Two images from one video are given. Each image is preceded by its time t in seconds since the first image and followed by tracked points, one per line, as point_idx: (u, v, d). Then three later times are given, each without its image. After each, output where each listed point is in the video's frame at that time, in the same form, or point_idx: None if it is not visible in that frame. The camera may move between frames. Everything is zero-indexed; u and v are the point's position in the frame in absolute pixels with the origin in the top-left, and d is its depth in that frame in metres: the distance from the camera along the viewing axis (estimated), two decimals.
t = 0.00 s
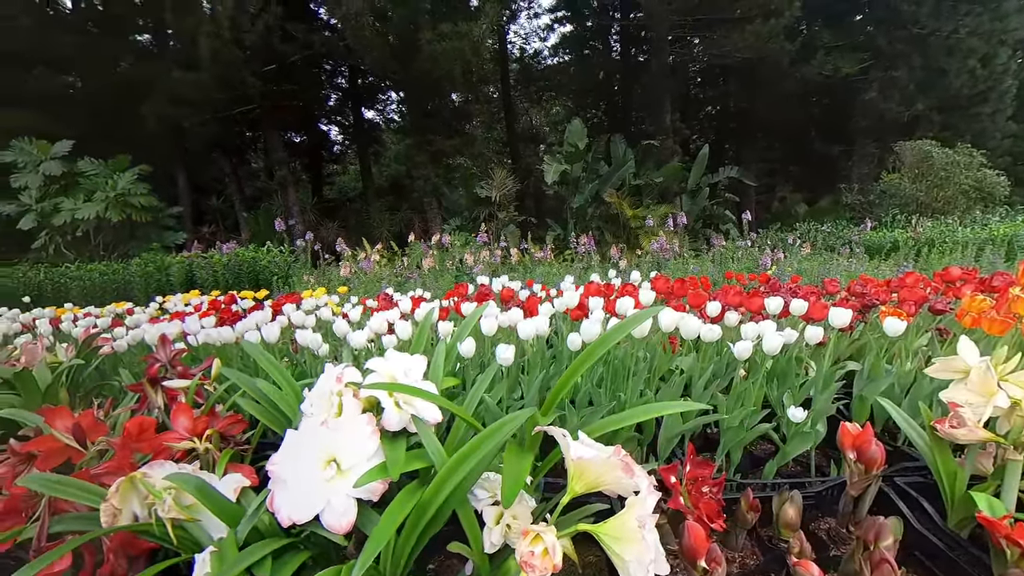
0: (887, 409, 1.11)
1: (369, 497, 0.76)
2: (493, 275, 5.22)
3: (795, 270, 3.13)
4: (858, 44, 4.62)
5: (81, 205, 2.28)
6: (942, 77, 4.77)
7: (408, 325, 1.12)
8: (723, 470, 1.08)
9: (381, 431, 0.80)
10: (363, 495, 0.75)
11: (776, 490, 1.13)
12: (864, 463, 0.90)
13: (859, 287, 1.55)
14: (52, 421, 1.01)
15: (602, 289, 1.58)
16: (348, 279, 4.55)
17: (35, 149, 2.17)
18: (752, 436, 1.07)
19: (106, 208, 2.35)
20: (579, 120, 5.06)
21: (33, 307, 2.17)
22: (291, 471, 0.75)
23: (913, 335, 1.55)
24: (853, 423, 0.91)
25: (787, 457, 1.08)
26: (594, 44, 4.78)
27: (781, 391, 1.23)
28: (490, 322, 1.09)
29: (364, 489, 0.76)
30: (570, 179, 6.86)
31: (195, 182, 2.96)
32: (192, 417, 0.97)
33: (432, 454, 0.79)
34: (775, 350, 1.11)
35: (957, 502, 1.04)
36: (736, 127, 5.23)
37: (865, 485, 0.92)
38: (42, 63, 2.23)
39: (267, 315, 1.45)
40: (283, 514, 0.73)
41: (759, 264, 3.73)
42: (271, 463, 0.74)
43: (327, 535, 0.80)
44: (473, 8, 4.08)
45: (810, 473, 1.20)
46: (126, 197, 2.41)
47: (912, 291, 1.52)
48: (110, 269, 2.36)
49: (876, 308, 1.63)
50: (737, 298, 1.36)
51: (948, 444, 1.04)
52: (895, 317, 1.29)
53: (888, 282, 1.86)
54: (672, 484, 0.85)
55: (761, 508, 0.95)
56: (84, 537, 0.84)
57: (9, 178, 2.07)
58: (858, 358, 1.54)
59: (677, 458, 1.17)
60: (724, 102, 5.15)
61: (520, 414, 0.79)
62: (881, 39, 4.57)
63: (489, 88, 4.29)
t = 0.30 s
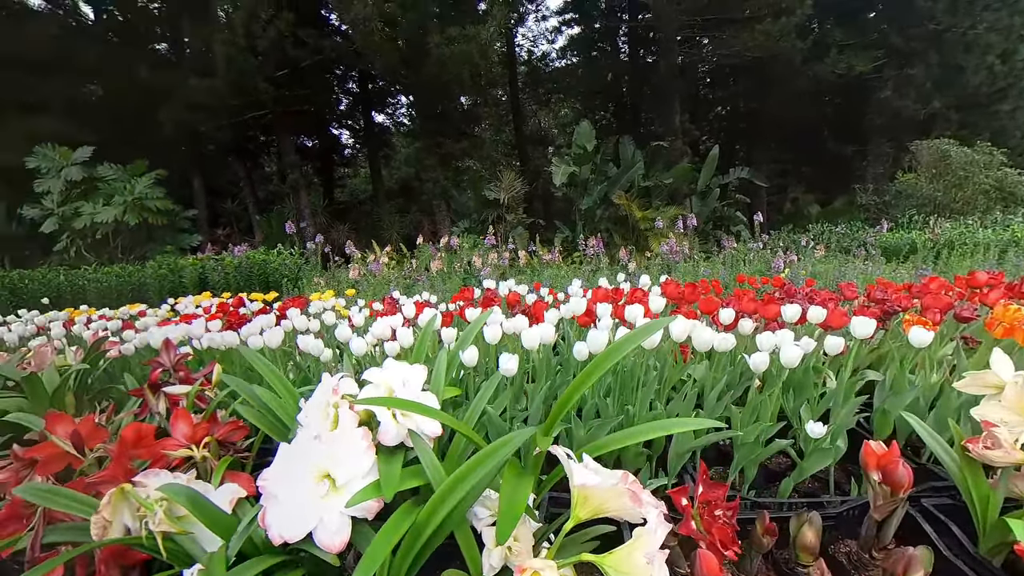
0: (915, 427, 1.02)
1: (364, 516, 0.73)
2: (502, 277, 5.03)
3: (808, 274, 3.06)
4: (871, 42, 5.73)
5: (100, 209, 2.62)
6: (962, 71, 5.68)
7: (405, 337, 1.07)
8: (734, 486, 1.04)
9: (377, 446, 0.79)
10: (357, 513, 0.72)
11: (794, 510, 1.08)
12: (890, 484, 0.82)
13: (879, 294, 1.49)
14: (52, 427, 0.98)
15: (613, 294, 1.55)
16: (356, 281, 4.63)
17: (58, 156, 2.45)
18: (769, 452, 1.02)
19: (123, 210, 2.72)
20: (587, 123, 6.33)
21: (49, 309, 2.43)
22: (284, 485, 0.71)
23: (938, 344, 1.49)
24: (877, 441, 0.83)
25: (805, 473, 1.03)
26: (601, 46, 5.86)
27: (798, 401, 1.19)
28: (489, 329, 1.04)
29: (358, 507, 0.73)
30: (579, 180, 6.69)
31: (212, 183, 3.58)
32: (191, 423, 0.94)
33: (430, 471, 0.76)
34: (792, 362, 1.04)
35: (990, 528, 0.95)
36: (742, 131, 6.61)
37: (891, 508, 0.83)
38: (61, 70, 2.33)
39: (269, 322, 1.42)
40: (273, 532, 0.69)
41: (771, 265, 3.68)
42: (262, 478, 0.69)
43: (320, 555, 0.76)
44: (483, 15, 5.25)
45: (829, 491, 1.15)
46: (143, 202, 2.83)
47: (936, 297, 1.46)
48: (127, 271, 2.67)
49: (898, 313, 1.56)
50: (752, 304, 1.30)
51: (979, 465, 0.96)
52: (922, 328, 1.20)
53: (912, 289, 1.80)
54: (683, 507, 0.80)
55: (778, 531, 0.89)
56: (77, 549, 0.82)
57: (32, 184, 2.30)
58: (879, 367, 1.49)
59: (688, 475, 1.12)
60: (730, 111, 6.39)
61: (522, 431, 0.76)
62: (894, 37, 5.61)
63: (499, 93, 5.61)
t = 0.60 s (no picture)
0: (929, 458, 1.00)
1: (375, 554, 0.74)
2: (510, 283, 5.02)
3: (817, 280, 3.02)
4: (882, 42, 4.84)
5: (116, 214, 2.35)
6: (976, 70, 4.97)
7: (409, 361, 1.05)
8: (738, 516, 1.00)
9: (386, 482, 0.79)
10: (368, 551, 0.73)
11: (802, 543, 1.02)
12: (901, 525, 0.83)
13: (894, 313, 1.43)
14: (69, 451, 1.00)
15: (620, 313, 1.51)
16: (366, 287, 4.67)
17: (75, 162, 2.23)
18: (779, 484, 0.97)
19: (139, 217, 2.46)
20: (593, 126, 6.30)
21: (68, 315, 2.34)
22: (296, 524, 0.74)
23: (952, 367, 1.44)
24: (889, 479, 0.84)
25: (812, 504, 1.00)
26: (608, 48, 5.60)
27: (806, 425, 1.12)
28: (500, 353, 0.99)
29: (370, 545, 0.74)
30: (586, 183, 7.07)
31: (225, 185, 3.09)
32: (204, 446, 0.95)
33: (437, 510, 0.75)
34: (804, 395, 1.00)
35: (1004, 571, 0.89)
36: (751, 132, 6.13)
37: (901, 549, 0.83)
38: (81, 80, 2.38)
39: (273, 340, 1.40)
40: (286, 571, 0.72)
41: (780, 272, 3.65)
42: (276, 516, 0.73)
43: None
44: (487, 18, 4.16)
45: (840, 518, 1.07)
46: (157, 207, 2.55)
47: (953, 320, 1.42)
48: (138, 279, 2.53)
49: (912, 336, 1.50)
50: (763, 327, 1.25)
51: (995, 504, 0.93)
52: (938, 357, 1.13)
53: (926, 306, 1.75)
54: (691, 547, 0.79)
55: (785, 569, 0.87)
56: None
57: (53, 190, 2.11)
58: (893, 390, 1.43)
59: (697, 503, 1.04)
60: (739, 110, 5.94)
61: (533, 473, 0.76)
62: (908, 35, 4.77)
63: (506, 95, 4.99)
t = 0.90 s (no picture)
0: (931, 491, 1.04)
1: None
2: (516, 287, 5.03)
3: (822, 286, 2.98)
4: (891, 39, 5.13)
5: (132, 218, 2.74)
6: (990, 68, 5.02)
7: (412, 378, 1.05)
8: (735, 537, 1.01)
9: (387, 509, 0.82)
10: None
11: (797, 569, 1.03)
12: (896, 559, 0.85)
13: (900, 333, 1.37)
14: (85, 470, 1.04)
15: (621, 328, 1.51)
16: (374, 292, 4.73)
17: (94, 168, 2.63)
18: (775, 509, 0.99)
19: (153, 221, 2.82)
20: (599, 128, 5.42)
21: (86, 319, 2.67)
22: (306, 552, 0.80)
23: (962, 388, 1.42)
24: (886, 513, 0.88)
25: (811, 529, 1.01)
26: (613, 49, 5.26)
27: (808, 446, 1.12)
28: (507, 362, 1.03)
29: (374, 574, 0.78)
30: (592, 185, 6.30)
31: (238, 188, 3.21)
32: (217, 464, 0.97)
33: (436, 538, 0.77)
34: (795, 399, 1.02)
35: None
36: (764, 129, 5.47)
37: None
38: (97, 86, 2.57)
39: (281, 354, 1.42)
40: None
41: (788, 277, 3.62)
42: (285, 545, 0.79)
43: None
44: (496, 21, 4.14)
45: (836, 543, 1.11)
46: (172, 212, 2.92)
47: (962, 343, 1.36)
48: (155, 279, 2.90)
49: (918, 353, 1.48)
50: (766, 348, 1.19)
51: (992, 538, 0.98)
52: (942, 387, 1.11)
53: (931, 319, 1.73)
54: None
55: None
56: None
57: (72, 197, 2.53)
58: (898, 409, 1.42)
59: (694, 525, 1.07)
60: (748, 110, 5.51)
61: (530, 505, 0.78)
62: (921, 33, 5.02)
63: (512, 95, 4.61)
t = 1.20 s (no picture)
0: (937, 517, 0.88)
1: None
2: (521, 289, 5.01)
3: (832, 291, 2.93)
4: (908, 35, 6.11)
5: (148, 220, 2.54)
6: (1007, 66, 6.39)
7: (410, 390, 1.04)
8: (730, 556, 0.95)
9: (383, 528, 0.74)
10: None
11: None
12: None
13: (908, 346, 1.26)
14: (90, 479, 1.02)
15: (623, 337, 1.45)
16: (380, 293, 4.77)
17: (109, 171, 2.36)
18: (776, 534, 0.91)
19: (165, 223, 2.61)
20: (605, 129, 6.52)
21: (99, 321, 2.52)
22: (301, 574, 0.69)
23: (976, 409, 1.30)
24: (888, 543, 0.75)
25: (810, 553, 0.93)
26: (621, 48, 6.67)
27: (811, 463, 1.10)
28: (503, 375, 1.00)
29: None
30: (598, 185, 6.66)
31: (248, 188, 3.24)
32: (220, 474, 0.98)
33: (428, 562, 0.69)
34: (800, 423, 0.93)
35: None
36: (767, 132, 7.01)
37: None
38: (114, 91, 2.41)
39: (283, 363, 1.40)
40: None
41: (797, 279, 3.60)
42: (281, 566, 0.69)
43: None
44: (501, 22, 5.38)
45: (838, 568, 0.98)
46: (186, 214, 2.64)
47: (975, 359, 1.23)
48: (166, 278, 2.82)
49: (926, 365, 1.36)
50: (769, 363, 1.08)
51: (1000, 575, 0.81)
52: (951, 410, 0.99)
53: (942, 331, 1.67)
54: None
55: None
56: None
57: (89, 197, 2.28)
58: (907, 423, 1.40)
59: (691, 547, 1.01)
60: (754, 109, 6.82)
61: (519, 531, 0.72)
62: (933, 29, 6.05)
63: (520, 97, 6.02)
